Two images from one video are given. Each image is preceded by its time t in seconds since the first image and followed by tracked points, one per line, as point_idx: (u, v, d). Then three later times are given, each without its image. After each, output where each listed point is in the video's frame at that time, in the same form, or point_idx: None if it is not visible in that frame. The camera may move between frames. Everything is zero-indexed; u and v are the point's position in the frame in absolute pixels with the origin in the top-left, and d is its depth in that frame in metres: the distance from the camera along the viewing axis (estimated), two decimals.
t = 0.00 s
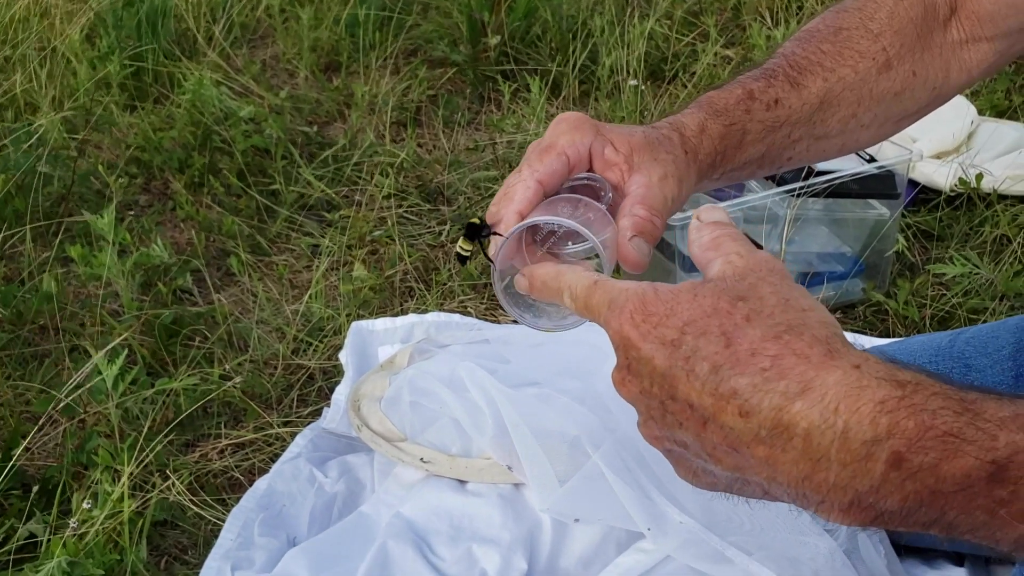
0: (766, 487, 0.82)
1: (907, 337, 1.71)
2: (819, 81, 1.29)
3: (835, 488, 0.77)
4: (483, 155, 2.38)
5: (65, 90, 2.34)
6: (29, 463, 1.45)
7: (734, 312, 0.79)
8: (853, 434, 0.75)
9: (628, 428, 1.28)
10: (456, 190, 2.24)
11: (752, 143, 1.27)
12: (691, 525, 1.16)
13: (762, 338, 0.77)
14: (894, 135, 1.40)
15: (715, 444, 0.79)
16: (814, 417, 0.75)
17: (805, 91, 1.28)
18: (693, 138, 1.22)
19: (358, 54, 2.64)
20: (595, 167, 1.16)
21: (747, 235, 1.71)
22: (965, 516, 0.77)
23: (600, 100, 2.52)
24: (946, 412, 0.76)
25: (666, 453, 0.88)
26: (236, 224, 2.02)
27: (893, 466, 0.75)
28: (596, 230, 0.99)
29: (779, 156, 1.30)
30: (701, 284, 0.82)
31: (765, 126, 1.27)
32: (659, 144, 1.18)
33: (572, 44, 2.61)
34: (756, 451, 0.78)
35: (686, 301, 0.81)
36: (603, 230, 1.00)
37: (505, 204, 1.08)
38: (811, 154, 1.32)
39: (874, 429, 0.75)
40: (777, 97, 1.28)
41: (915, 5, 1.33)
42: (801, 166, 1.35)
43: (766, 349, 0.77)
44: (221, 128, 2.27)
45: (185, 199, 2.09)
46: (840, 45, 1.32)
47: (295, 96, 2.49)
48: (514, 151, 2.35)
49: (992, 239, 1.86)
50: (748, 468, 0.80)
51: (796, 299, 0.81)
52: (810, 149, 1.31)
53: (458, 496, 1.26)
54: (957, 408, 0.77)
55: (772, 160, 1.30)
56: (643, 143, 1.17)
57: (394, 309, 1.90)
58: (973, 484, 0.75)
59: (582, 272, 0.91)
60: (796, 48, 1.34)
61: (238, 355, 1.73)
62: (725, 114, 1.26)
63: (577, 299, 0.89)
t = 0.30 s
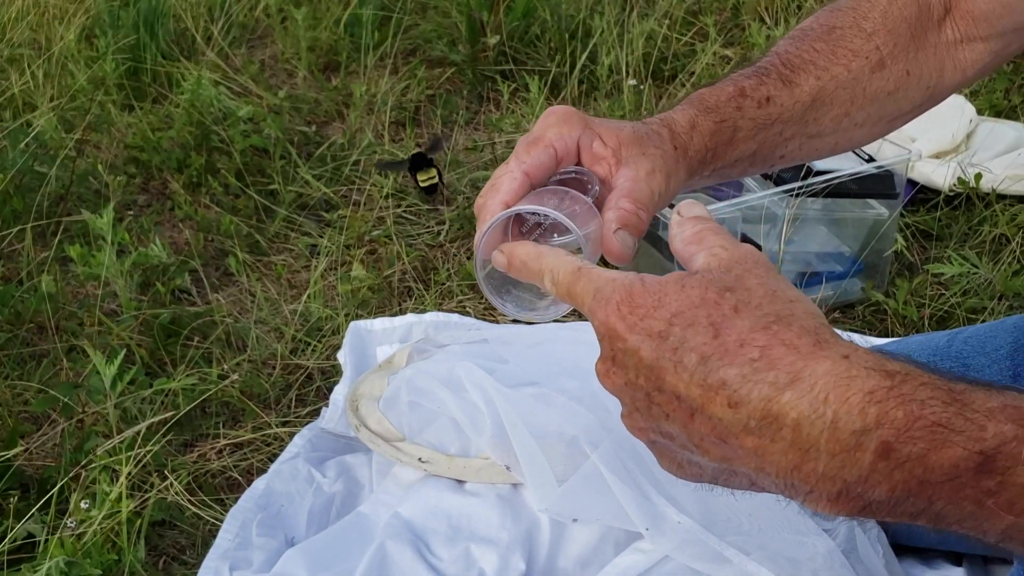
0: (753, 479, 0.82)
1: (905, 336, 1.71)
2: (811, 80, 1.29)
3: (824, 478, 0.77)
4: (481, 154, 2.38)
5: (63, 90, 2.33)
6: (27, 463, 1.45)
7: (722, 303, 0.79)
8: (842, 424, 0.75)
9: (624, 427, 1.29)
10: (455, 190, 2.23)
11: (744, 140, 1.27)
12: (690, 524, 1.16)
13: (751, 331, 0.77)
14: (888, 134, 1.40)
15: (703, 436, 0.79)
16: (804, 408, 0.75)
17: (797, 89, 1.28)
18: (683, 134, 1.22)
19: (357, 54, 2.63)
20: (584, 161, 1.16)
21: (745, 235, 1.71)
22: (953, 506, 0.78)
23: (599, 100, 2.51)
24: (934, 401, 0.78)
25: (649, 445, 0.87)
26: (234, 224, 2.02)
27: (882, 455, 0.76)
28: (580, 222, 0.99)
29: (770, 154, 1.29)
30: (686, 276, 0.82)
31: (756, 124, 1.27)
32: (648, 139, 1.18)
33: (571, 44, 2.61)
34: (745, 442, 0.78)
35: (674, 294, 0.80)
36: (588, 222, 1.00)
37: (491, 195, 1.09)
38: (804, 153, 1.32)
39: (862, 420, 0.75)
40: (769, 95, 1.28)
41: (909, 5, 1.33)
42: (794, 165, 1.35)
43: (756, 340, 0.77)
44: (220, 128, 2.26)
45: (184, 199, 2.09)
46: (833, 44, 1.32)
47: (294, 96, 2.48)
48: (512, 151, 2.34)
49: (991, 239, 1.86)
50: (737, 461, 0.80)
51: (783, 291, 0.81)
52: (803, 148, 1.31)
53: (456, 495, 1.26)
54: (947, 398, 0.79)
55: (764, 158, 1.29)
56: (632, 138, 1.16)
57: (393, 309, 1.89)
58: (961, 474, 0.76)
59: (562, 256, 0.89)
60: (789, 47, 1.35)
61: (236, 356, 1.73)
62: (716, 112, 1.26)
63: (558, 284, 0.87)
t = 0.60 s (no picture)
0: (748, 469, 0.82)
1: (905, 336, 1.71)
2: (808, 77, 1.29)
3: (821, 467, 0.78)
4: (481, 154, 2.38)
5: (63, 90, 2.33)
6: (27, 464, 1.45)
7: (719, 294, 0.79)
8: (839, 414, 0.76)
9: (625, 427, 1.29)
10: (455, 190, 2.23)
11: (739, 136, 1.27)
12: (688, 523, 1.16)
13: (750, 322, 0.78)
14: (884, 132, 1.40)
15: (698, 426, 0.80)
16: (801, 398, 0.76)
17: (793, 86, 1.28)
18: (679, 131, 1.22)
19: (357, 54, 2.63)
20: (579, 156, 1.16)
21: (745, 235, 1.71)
22: (948, 497, 0.78)
23: (599, 100, 2.51)
24: (931, 392, 0.77)
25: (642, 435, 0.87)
26: (233, 223, 2.02)
27: (879, 446, 0.76)
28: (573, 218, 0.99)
29: (766, 151, 1.30)
30: (684, 267, 0.81)
31: (752, 121, 1.27)
32: (643, 136, 1.18)
33: (571, 44, 2.61)
34: (742, 432, 0.78)
35: (671, 285, 0.80)
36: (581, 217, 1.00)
37: (485, 190, 1.09)
38: (800, 150, 1.32)
39: (857, 409, 0.75)
40: (765, 91, 1.28)
41: (906, 2, 1.33)
42: (790, 162, 1.35)
43: (752, 330, 0.77)
44: (220, 128, 2.26)
45: (184, 199, 2.09)
46: (829, 42, 1.32)
47: (294, 96, 2.48)
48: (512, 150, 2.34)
49: (990, 238, 1.86)
50: (733, 451, 0.80)
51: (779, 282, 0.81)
52: (798, 145, 1.31)
53: (456, 496, 1.26)
54: (943, 389, 0.78)
55: (759, 155, 1.30)
56: (627, 134, 1.17)
57: (393, 309, 1.90)
58: (956, 465, 0.77)
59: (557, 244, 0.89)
60: (786, 44, 1.35)
61: (236, 355, 1.73)
62: (712, 108, 1.26)
63: (551, 272, 0.87)
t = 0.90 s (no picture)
0: (759, 455, 0.82)
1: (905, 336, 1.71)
2: (806, 73, 1.29)
3: (835, 454, 0.78)
4: (481, 154, 2.38)
5: (64, 90, 2.33)
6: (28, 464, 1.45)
7: (732, 279, 0.79)
8: (857, 401, 0.76)
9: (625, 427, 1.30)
10: (455, 190, 2.24)
11: (737, 132, 1.27)
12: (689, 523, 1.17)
13: (765, 308, 0.78)
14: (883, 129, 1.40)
15: (710, 412, 0.80)
16: (818, 384, 0.76)
17: (791, 82, 1.29)
18: (677, 125, 1.22)
19: (357, 54, 2.63)
20: (576, 150, 1.16)
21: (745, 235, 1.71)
22: (961, 486, 0.79)
23: (599, 100, 2.51)
24: (947, 380, 0.79)
25: (647, 421, 0.88)
26: (234, 224, 2.02)
27: (895, 432, 0.77)
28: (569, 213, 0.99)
29: (764, 146, 1.30)
30: (695, 251, 0.81)
31: (749, 116, 1.27)
32: (640, 130, 1.18)
33: (572, 44, 2.60)
34: (755, 419, 0.78)
35: (682, 270, 0.80)
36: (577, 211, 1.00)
37: (481, 184, 1.09)
38: (797, 146, 1.33)
39: (876, 396, 0.76)
40: (763, 87, 1.28)
41: None
42: (787, 159, 1.36)
43: (769, 314, 0.78)
44: (220, 128, 2.27)
45: (184, 199, 2.09)
46: (828, 37, 1.32)
47: (294, 96, 2.48)
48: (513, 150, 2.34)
49: (991, 238, 1.86)
50: (745, 437, 0.80)
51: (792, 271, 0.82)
52: (796, 141, 1.31)
53: (457, 496, 1.26)
54: (960, 377, 0.80)
55: (757, 150, 1.30)
56: (624, 128, 1.17)
57: (393, 309, 1.90)
58: (972, 453, 0.78)
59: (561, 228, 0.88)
60: (784, 40, 1.35)
61: (237, 355, 1.73)
62: (710, 103, 1.26)
63: (555, 257, 0.86)
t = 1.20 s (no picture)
0: (792, 461, 0.84)
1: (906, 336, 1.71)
2: (808, 71, 1.29)
3: (875, 461, 0.79)
4: (482, 155, 2.39)
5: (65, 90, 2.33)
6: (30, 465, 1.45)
7: (764, 283, 0.79)
8: (900, 409, 0.77)
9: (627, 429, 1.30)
10: (457, 191, 2.24)
11: (738, 129, 1.27)
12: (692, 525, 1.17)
13: (799, 314, 0.78)
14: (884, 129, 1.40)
15: (743, 418, 0.80)
16: (861, 392, 0.77)
17: (793, 80, 1.29)
18: (678, 122, 1.22)
19: (358, 54, 2.63)
20: (577, 145, 1.16)
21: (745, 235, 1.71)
22: (998, 493, 0.80)
23: (600, 101, 2.51)
24: (988, 388, 0.80)
25: (668, 427, 0.88)
26: (236, 224, 2.02)
27: (936, 440, 0.77)
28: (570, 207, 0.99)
29: (765, 144, 1.30)
30: (722, 253, 0.81)
31: (751, 114, 1.27)
32: (641, 126, 1.18)
33: (573, 45, 2.61)
34: (793, 426, 0.78)
35: (711, 274, 0.79)
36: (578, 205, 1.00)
37: (482, 177, 1.08)
38: (799, 144, 1.33)
39: (919, 403, 0.77)
40: (764, 84, 1.28)
41: None
42: (788, 157, 1.36)
43: (804, 320, 0.78)
44: (222, 128, 2.27)
45: (186, 200, 2.09)
46: (829, 36, 1.32)
47: (295, 97, 2.48)
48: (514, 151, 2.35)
49: (993, 239, 1.86)
50: (780, 443, 0.80)
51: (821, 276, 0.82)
52: (798, 139, 1.31)
53: (460, 496, 1.26)
54: (1001, 385, 0.81)
55: (759, 148, 1.30)
56: (625, 123, 1.17)
57: (395, 310, 1.90)
58: (1011, 461, 0.79)
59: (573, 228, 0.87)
60: (786, 39, 1.35)
61: (239, 356, 1.73)
62: (712, 100, 1.26)
63: (569, 257, 0.85)
